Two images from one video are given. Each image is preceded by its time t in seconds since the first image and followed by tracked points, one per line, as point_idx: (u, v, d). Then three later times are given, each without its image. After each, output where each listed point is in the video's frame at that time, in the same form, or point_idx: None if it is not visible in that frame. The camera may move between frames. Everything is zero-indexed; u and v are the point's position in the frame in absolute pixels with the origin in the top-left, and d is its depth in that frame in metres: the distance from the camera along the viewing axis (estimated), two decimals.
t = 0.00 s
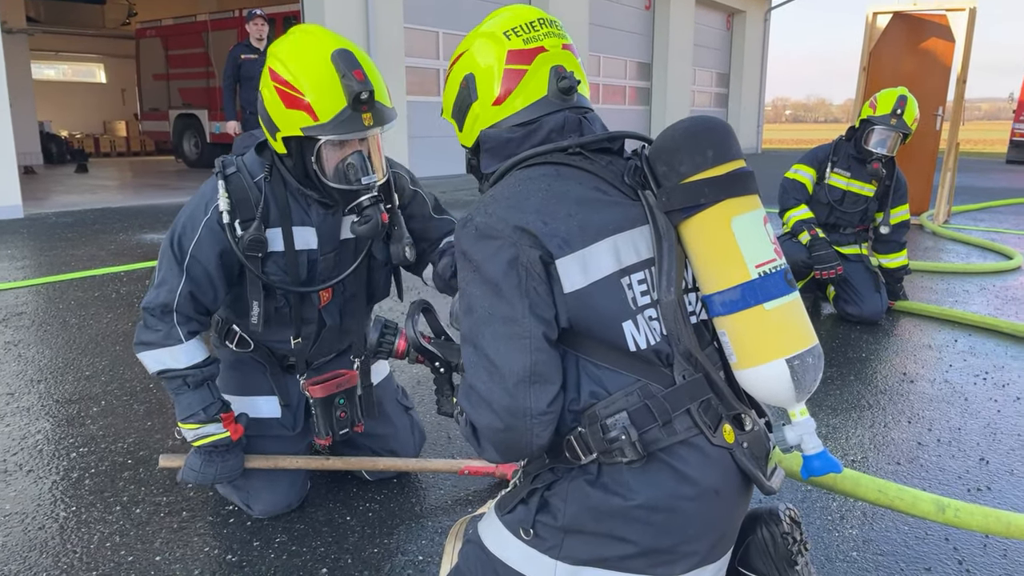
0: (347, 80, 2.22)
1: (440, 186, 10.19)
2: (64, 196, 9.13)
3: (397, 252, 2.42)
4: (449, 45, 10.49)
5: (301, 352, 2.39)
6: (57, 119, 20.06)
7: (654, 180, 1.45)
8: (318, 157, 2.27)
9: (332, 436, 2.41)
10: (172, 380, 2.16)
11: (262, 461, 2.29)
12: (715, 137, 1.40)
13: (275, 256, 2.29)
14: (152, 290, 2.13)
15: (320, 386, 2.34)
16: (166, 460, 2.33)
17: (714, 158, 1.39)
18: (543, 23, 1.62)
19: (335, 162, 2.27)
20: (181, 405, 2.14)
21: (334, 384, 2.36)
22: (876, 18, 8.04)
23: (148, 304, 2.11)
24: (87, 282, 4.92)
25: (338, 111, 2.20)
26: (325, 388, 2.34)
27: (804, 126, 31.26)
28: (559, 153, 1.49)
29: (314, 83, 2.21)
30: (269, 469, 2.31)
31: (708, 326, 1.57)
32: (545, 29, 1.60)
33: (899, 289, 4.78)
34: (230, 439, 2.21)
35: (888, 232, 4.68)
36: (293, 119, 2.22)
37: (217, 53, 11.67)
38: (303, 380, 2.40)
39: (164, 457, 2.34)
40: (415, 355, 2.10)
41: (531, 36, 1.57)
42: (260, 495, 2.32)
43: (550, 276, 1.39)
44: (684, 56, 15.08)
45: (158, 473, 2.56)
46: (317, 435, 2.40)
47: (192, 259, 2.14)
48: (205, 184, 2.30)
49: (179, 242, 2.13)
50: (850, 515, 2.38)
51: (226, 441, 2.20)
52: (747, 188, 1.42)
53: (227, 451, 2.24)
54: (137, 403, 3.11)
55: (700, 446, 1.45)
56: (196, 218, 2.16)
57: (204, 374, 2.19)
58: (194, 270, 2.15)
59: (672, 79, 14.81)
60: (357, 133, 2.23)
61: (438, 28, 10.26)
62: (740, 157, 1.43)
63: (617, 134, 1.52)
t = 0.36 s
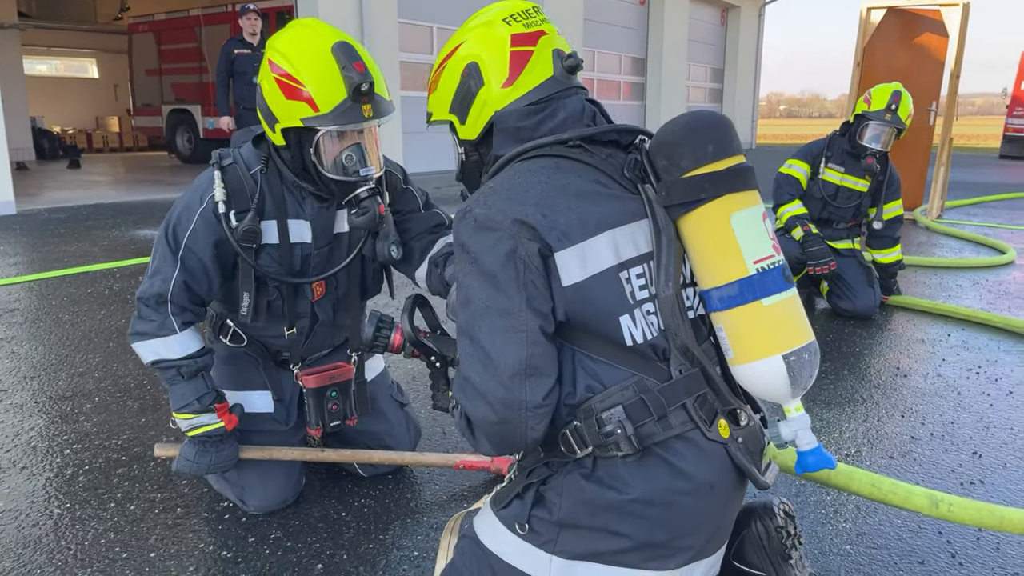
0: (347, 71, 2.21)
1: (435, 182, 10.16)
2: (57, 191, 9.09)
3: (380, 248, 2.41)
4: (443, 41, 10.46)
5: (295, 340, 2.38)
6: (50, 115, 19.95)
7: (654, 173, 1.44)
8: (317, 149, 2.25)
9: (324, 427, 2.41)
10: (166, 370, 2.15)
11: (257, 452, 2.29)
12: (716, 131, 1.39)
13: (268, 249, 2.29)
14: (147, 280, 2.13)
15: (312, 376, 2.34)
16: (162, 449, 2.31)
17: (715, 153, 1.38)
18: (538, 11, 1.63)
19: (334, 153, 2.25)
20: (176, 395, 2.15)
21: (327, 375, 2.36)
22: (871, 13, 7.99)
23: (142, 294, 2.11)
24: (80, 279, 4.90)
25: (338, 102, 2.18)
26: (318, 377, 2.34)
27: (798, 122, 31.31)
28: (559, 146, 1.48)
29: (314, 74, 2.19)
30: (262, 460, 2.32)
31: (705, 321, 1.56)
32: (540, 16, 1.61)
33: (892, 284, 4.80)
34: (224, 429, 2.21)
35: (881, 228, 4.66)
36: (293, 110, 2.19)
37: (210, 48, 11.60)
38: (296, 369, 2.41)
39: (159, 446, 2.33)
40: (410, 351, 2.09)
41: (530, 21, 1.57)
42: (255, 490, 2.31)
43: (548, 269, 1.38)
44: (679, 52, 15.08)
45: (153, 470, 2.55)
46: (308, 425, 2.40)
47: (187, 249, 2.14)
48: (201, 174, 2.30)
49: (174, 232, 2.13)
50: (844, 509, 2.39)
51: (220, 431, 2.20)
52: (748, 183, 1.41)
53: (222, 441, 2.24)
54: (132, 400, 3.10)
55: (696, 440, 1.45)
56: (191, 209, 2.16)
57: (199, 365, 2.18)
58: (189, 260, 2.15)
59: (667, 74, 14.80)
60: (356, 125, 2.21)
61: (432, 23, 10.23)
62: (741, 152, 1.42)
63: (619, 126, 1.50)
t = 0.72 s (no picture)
0: (399, 62, 2.25)
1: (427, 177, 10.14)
2: (47, 189, 9.05)
3: (397, 240, 2.57)
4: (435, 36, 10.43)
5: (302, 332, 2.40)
6: (40, 111, 19.83)
7: (632, 168, 1.45)
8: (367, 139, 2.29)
9: (331, 415, 2.41)
10: (168, 361, 2.13)
11: (244, 447, 2.29)
12: (691, 127, 1.40)
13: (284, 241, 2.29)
14: (159, 271, 2.09)
15: (319, 367, 2.33)
16: (147, 443, 2.33)
17: (691, 148, 1.39)
18: (524, 9, 1.62)
19: (387, 142, 2.29)
20: (173, 387, 2.13)
21: (334, 365, 2.34)
22: (861, 7, 8.04)
23: (154, 285, 2.08)
24: (69, 277, 4.88)
25: (396, 92, 2.23)
26: (325, 369, 2.33)
27: (791, 116, 31.33)
28: (537, 142, 1.48)
29: (366, 67, 2.20)
30: (247, 455, 2.33)
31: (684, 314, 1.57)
32: (526, 14, 1.61)
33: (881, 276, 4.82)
34: (217, 425, 2.21)
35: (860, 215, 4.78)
36: (352, 105, 2.19)
37: (200, 44, 11.54)
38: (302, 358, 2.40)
39: (145, 441, 2.34)
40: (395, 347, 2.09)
41: (515, 19, 1.56)
42: (241, 487, 2.31)
43: (526, 264, 1.39)
44: (671, 46, 15.07)
45: (140, 467, 2.55)
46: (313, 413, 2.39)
47: (204, 241, 2.12)
48: (215, 164, 2.27)
49: (192, 223, 2.11)
50: (827, 501, 2.41)
51: (213, 428, 2.20)
52: (724, 177, 1.42)
53: (212, 437, 2.24)
54: (119, 397, 3.09)
55: (675, 433, 1.46)
56: (209, 200, 2.14)
57: (201, 360, 2.16)
58: (205, 252, 2.13)
59: (659, 68, 14.79)
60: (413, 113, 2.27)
61: (423, 18, 10.20)
62: (718, 146, 1.43)
63: (599, 122, 1.51)
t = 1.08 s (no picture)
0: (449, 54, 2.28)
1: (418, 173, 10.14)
2: (38, 185, 9.04)
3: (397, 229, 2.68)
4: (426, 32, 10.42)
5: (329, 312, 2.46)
6: (31, 107, 19.70)
7: (598, 165, 1.47)
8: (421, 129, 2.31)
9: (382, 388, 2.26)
10: (193, 340, 2.06)
11: (231, 434, 2.28)
12: (655, 123, 1.43)
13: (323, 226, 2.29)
14: (209, 250, 2.02)
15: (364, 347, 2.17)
16: (131, 426, 2.33)
17: (655, 143, 1.41)
18: (493, 7, 1.61)
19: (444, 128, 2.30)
20: (188, 368, 2.07)
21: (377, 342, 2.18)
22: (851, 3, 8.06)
23: (203, 264, 2.01)
24: (56, 272, 4.88)
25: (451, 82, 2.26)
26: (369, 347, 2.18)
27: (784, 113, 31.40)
28: (504, 139, 1.49)
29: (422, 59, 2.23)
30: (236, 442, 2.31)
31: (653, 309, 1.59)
32: (494, 13, 1.60)
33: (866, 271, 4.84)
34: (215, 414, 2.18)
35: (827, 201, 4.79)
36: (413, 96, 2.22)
37: (191, 39, 11.52)
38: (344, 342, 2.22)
39: (128, 424, 2.32)
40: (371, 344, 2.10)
41: (480, 18, 1.56)
42: (224, 480, 2.33)
43: (494, 260, 1.40)
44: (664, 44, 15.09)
45: (122, 462, 2.57)
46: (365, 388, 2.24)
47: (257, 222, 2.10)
48: (255, 145, 2.22)
49: (248, 203, 2.07)
50: (804, 493, 2.44)
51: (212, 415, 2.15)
52: (689, 173, 1.44)
53: (205, 425, 2.17)
54: (103, 392, 3.11)
55: (642, 425, 1.48)
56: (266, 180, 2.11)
57: (226, 347, 2.11)
58: (255, 233, 2.10)
59: (652, 65, 14.82)
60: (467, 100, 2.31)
61: (415, 14, 10.19)
62: (682, 142, 1.45)
63: (566, 119, 1.53)
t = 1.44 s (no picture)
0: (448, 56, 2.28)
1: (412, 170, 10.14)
2: (29, 183, 9.01)
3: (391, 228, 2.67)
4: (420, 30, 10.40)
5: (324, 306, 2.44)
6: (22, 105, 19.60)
7: (578, 164, 1.48)
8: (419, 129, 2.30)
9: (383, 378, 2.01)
10: (191, 326, 2.07)
11: (222, 425, 2.29)
12: (636, 121, 1.43)
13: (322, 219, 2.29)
14: (210, 236, 2.02)
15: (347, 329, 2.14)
16: (119, 416, 2.32)
17: (636, 142, 1.42)
18: (460, 10, 1.60)
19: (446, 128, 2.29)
20: (185, 353, 2.07)
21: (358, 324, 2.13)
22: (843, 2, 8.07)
23: (203, 250, 2.00)
24: (47, 270, 4.87)
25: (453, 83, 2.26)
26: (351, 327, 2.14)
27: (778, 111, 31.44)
28: (485, 138, 1.50)
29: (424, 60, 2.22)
30: (226, 434, 2.32)
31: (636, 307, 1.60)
32: (459, 16, 1.59)
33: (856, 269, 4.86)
34: (207, 404, 2.16)
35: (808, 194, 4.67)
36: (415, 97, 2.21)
37: (184, 36, 11.48)
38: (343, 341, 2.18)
39: (116, 414, 2.32)
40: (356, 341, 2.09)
41: (442, 23, 1.56)
42: (213, 476, 2.33)
43: (474, 259, 1.41)
44: (658, 41, 15.10)
45: (109, 460, 2.57)
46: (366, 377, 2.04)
47: (258, 211, 2.09)
48: (257, 138, 2.21)
49: (251, 192, 2.07)
50: (789, 489, 2.45)
51: (202, 405, 2.15)
52: (669, 171, 1.45)
53: (196, 414, 2.18)
54: (92, 391, 3.10)
55: (624, 423, 1.49)
56: (268, 170, 2.11)
57: (223, 336, 2.11)
58: (256, 222, 2.10)
59: (646, 63, 14.83)
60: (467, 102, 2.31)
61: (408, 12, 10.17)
62: (663, 140, 1.46)
63: (543, 118, 1.52)
